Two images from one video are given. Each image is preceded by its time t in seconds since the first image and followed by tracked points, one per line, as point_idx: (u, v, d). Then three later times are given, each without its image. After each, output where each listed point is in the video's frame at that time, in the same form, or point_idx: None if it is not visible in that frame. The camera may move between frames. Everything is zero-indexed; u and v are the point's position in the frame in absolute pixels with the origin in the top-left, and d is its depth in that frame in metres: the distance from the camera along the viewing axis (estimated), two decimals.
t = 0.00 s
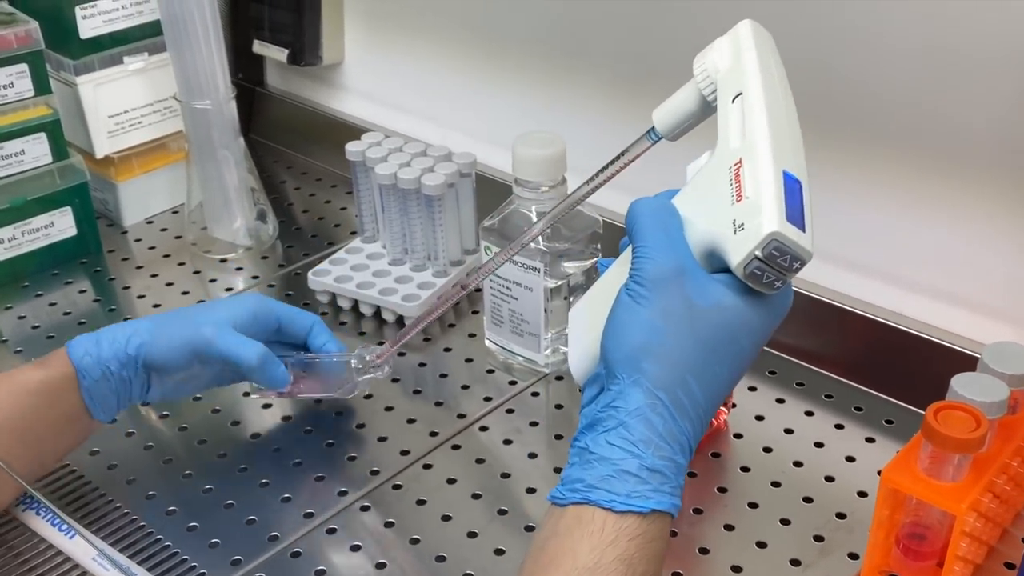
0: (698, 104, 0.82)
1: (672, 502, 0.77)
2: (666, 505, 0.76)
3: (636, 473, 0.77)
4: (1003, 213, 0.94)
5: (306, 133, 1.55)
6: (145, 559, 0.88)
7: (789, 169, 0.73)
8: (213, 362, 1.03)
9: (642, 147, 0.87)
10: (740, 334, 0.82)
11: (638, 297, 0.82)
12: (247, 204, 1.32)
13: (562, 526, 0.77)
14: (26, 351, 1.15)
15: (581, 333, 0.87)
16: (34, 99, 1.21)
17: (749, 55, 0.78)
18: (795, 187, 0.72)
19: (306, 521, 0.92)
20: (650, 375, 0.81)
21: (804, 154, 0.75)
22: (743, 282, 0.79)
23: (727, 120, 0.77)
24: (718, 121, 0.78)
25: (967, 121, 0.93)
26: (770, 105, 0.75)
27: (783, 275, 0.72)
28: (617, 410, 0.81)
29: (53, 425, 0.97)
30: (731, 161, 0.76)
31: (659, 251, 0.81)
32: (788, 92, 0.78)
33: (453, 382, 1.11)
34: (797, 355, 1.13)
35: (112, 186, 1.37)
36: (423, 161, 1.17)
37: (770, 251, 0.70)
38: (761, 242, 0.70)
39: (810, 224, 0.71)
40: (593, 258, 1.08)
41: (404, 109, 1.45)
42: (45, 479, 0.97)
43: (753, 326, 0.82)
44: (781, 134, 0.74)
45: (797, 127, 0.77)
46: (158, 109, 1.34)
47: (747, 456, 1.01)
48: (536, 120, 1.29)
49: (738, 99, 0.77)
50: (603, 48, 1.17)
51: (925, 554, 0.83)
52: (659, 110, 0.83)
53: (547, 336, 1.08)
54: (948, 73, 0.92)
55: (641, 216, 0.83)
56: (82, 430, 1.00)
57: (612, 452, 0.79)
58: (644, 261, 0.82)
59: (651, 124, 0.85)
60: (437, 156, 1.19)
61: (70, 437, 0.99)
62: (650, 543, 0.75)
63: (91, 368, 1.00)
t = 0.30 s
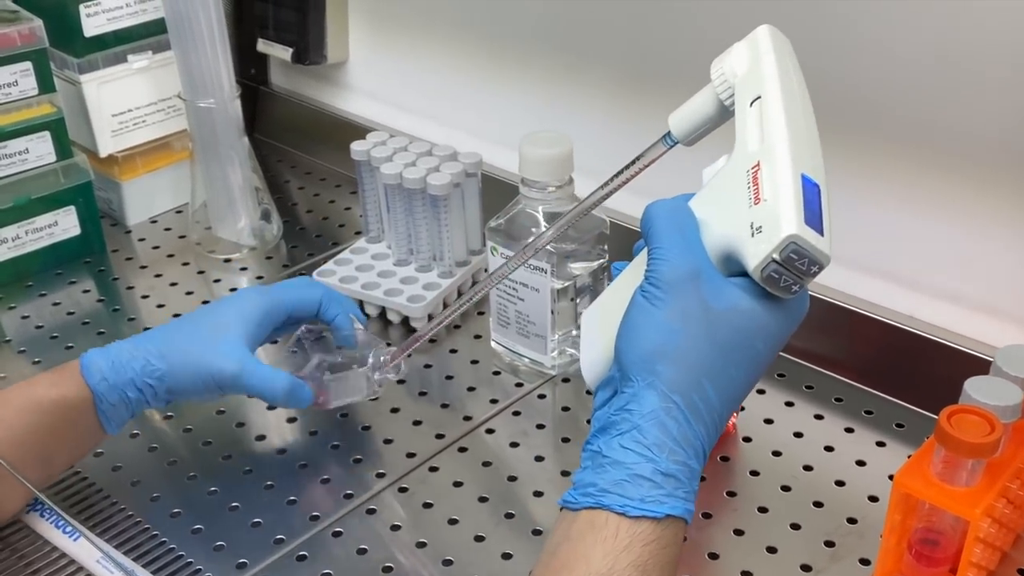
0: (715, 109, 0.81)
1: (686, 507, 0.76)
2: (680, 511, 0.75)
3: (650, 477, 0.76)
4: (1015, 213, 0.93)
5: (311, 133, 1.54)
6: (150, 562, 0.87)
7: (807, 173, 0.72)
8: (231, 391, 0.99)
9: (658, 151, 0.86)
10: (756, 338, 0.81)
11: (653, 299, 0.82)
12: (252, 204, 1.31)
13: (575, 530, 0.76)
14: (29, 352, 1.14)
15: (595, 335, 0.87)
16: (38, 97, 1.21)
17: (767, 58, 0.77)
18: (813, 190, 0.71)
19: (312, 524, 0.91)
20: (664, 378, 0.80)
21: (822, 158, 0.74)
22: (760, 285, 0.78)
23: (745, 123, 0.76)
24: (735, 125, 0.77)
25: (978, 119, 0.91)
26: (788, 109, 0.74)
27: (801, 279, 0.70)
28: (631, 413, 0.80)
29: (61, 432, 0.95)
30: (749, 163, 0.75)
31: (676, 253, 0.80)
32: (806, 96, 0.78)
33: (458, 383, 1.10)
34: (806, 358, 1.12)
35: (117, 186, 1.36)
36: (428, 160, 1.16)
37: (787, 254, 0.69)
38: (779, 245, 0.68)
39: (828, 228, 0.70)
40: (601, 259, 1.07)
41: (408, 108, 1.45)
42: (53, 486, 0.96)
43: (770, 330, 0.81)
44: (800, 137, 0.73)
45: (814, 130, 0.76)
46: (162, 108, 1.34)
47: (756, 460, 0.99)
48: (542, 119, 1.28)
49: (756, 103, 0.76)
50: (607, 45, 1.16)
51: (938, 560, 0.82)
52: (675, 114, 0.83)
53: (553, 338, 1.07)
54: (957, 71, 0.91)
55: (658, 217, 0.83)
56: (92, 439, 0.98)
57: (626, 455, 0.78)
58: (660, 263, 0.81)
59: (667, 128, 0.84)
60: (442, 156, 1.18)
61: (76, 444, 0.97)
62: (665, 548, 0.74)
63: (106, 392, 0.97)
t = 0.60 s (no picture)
0: (729, 112, 0.80)
1: (699, 516, 0.75)
2: (694, 520, 0.75)
3: (663, 486, 0.76)
4: None
5: (316, 133, 1.53)
6: (154, 568, 0.86)
7: (827, 181, 0.71)
8: (243, 399, 0.97)
9: (665, 152, 0.85)
10: (770, 345, 0.79)
11: (669, 306, 0.80)
12: (257, 205, 1.30)
13: (586, 539, 0.75)
14: (33, 353, 1.13)
15: (606, 341, 0.85)
16: (42, 97, 1.20)
17: (786, 63, 0.77)
18: (833, 199, 0.70)
19: (319, 529, 0.90)
20: (679, 386, 0.78)
21: (840, 167, 0.74)
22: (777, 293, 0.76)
23: (762, 129, 0.75)
24: (751, 130, 0.76)
25: (992, 122, 0.90)
26: (808, 116, 0.74)
27: (818, 288, 0.69)
28: (644, 421, 0.79)
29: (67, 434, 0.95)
30: (766, 170, 0.74)
31: (692, 259, 0.78)
32: (824, 104, 0.77)
33: (465, 387, 1.09)
34: (817, 362, 1.11)
35: (121, 186, 1.35)
36: (436, 162, 1.16)
37: (807, 263, 0.68)
38: (799, 253, 0.67)
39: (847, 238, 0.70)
40: (610, 262, 1.06)
41: (415, 109, 1.44)
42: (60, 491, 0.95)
43: (784, 337, 0.80)
44: (819, 144, 0.73)
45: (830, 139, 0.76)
46: (168, 108, 1.33)
47: (767, 465, 0.98)
48: (550, 120, 1.27)
49: (774, 109, 0.76)
50: (615, 45, 1.15)
51: (951, 568, 0.81)
52: (687, 115, 0.81)
53: (562, 341, 1.06)
54: (971, 73, 0.89)
55: (673, 221, 0.81)
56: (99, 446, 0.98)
57: (638, 464, 0.77)
58: (675, 269, 0.79)
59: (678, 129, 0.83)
60: (451, 157, 1.17)
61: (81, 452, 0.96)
62: (678, 557, 0.74)
63: (116, 403, 0.97)
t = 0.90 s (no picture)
0: (671, 109, 0.80)
1: (662, 504, 0.75)
2: (657, 508, 0.75)
3: (625, 477, 0.75)
4: None
5: (320, 134, 1.53)
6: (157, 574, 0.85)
7: (762, 175, 0.70)
8: (258, 396, 0.96)
9: (615, 147, 0.85)
10: (717, 338, 0.78)
11: (617, 305, 0.79)
12: (261, 206, 1.29)
13: (555, 532, 0.75)
14: (35, 356, 1.12)
15: (562, 340, 0.84)
16: (45, 98, 1.19)
17: (723, 59, 0.75)
18: (768, 193, 0.69)
19: (323, 534, 0.89)
20: (632, 384, 0.78)
21: (779, 160, 0.72)
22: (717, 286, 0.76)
23: (702, 128, 0.74)
24: (691, 129, 0.76)
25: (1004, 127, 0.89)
26: (745, 113, 0.73)
27: (758, 281, 0.69)
28: (600, 418, 0.78)
29: (71, 440, 0.94)
30: (705, 167, 0.73)
31: (639, 259, 0.77)
32: (762, 97, 0.76)
33: (470, 391, 1.08)
34: (824, 367, 1.10)
35: (124, 187, 1.35)
36: (442, 164, 1.15)
37: (743, 258, 0.67)
38: (734, 249, 0.67)
39: (785, 232, 0.69)
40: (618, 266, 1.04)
41: (419, 110, 1.43)
42: (70, 498, 0.94)
43: (731, 330, 0.78)
44: (755, 139, 0.72)
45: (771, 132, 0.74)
46: (170, 109, 1.32)
47: (775, 471, 0.98)
48: (556, 122, 1.26)
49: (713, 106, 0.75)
50: (624, 48, 1.14)
51: None
52: (633, 112, 0.81)
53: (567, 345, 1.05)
54: (983, 77, 0.89)
55: (619, 223, 0.79)
56: (109, 456, 0.96)
57: (600, 458, 0.77)
58: (623, 270, 0.77)
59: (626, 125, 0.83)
60: (456, 159, 1.16)
61: (90, 458, 0.95)
62: (645, 544, 0.74)
63: (132, 422, 0.96)
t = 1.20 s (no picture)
0: (675, 109, 0.79)
1: (660, 506, 0.75)
2: (656, 510, 0.74)
3: (624, 479, 0.75)
4: None
5: (322, 135, 1.52)
6: None
7: (764, 177, 0.69)
8: (258, 398, 0.95)
9: (620, 149, 0.85)
10: (717, 340, 0.77)
11: (617, 307, 0.78)
12: (262, 207, 1.29)
13: (553, 535, 0.74)
14: (34, 357, 1.12)
15: (563, 343, 0.83)
16: (45, 98, 1.18)
17: (726, 60, 0.75)
18: (770, 196, 0.68)
19: (323, 537, 0.88)
20: (631, 386, 0.77)
21: (781, 162, 0.71)
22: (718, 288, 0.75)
23: (704, 129, 0.74)
24: (693, 130, 0.75)
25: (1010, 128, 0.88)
26: (747, 115, 0.72)
27: (759, 283, 0.68)
28: (599, 420, 0.77)
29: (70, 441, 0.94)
30: (707, 168, 0.72)
31: (639, 260, 0.76)
32: (766, 99, 0.75)
33: (472, 394, 1.08)
34: (828, 370, 1.09)
35: (124, 187, 1.34)
36: (443, 165, 1.14)
37: (744, 260, 0.66)
38: (735, 252, 0.66)
39: (787, 234, 0.68)
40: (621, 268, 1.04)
41: (421, 111, 1.43)
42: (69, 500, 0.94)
43: (732, 332, 0.78)
44: (757, 141, 0.71)
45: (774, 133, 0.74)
46: (170, 109, 1.32)
47: (778, 474, 0.97)
48: (558, 124, 1.25)
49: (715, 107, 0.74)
50: (627, 49, 1.13)
51: None
52: (637, 112, 0.81)
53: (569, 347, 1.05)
54: (990, 78, 0.88)
55: (620, 225, 0.79)
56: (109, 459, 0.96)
57: (599, 460, 0.76)
58: (623, 271, 0.77)
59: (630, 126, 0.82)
60: (458, 160, 1.15)
61: (87, 459, 0.94)
62: (644, 546, 0.73)
63: (132, 424, 0.95)
